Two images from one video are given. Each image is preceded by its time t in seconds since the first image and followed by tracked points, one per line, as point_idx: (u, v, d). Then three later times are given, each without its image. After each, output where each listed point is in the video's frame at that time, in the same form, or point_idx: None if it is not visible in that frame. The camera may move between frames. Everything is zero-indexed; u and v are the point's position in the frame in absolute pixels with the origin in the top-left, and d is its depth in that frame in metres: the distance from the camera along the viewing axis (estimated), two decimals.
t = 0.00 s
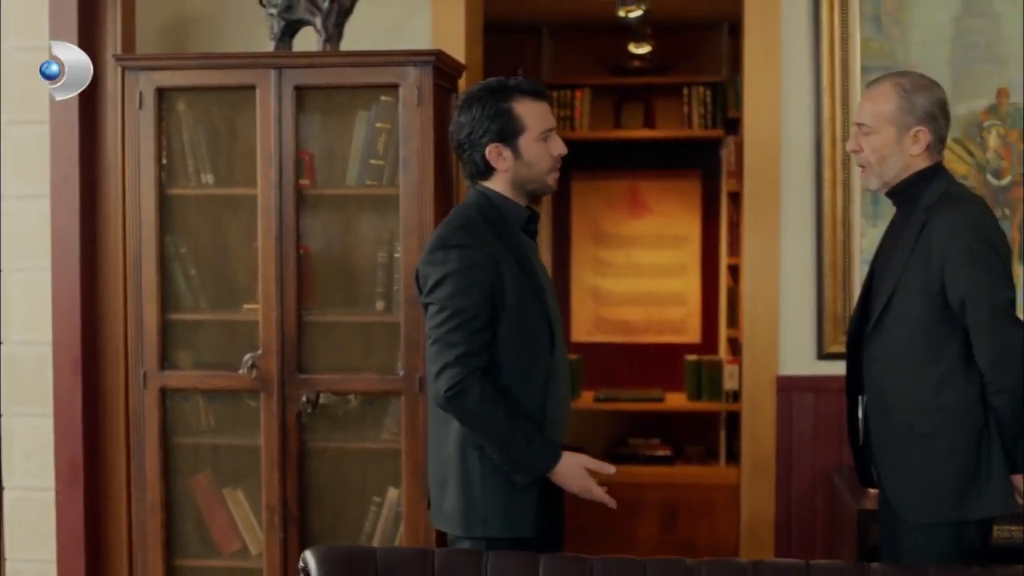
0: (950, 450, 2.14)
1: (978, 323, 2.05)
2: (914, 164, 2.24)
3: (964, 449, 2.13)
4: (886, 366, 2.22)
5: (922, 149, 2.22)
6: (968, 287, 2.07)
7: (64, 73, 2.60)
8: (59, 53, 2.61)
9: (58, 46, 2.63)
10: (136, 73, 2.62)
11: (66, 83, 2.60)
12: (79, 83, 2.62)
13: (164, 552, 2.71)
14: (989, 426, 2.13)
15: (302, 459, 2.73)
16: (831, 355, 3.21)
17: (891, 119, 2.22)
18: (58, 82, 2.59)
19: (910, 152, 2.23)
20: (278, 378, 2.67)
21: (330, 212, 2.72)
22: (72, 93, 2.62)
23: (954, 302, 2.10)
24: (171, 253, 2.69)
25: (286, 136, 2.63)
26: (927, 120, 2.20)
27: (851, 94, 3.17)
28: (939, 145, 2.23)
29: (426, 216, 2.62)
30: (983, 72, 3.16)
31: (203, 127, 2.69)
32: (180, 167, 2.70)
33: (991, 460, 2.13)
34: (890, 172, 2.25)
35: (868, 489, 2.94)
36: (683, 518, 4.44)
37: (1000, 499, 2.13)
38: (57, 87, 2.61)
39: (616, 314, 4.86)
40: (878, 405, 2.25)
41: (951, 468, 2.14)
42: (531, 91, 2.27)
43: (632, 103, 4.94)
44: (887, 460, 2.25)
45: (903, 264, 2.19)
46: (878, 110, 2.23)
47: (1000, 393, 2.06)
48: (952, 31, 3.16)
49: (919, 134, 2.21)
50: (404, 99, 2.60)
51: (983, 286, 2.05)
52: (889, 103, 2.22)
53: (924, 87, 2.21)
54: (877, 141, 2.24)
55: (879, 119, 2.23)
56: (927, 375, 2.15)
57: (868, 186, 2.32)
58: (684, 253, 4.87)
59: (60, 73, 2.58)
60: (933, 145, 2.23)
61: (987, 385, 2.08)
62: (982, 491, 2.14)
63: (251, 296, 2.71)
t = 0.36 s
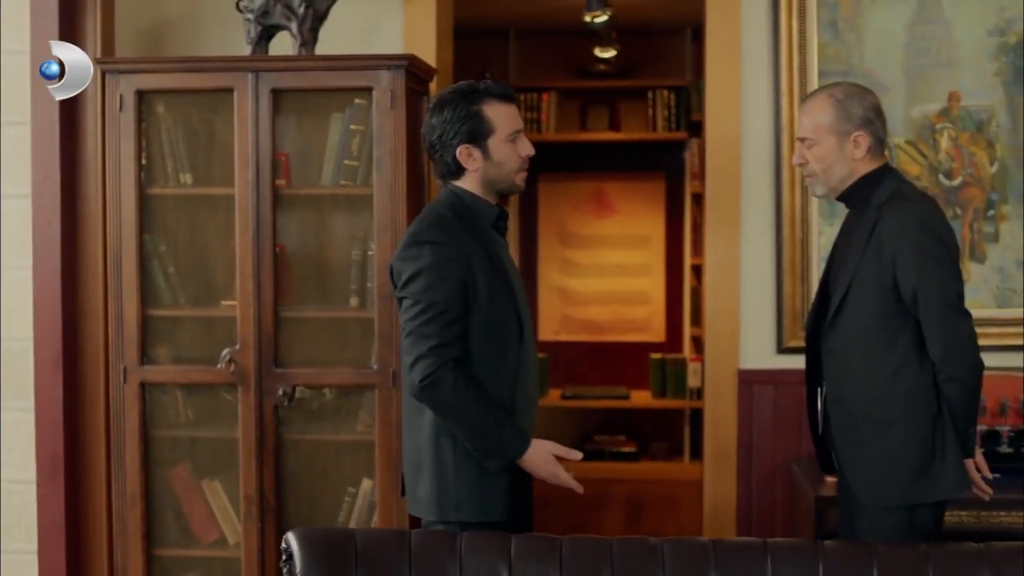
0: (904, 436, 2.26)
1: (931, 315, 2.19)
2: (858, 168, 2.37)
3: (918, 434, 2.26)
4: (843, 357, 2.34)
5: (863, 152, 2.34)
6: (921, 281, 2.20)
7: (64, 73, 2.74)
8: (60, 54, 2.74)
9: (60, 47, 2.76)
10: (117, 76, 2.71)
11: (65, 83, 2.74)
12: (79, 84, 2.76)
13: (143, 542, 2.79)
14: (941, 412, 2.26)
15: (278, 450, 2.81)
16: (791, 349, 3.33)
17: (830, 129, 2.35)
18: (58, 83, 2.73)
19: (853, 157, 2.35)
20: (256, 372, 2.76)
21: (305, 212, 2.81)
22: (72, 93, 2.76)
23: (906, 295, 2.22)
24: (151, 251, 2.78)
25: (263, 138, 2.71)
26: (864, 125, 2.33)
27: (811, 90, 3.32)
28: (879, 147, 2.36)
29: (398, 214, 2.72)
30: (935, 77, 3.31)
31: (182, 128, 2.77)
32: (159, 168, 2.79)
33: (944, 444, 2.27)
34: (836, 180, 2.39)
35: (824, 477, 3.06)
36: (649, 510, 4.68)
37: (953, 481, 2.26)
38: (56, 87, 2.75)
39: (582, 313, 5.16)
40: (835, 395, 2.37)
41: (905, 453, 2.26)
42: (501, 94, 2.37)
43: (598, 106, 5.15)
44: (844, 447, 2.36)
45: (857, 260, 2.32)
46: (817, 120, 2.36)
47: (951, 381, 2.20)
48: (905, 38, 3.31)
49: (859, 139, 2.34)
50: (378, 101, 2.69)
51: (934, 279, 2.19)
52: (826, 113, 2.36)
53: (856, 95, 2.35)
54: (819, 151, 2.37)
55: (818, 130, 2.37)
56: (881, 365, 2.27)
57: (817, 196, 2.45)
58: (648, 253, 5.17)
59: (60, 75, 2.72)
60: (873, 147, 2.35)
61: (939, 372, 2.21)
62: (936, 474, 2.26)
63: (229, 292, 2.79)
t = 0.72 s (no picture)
0: (865, 423, 2.38)
1: (892, 308, 2.31)
2: (827, 164, 2.47)
3: (878, 421, 2.38)
4: (808, 347, 2.44)
5: (832, 150, 2.45)
6: (883, 275, 2.31)
7: (64, 73, 2.81)
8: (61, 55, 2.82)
9: (61, 48, 2.84)
10: (107, 77, 2.79)
11: (65, 83, 2.81)
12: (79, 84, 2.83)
13: (132, 530, 2.87)
14: (900, 400, 2.38)
15: (265, 441, 2.89)
16: (762, 342, 3.44)
17: (805, 123, 2.45)
18: (58, 83, 2.80)
19: (822, 153, 2.46)
20: (242, 365, 2.84)
21: (290, 209, 2.89)
22: (73, 92, 2.84)
23: (868, 288, 2.34)
24: (140, 248, 2.86)
25: (249, 138, 2.80)
26: (836, 124, 2.44)
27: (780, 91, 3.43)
28: (848, 147, 2.47)
29: (381, 210, 2.81)
30: (899, 79, 3.43)
31: (170, 127, 2.85)
32: (148, 166, 2.86)
33: (902, 431, 2.39)
34: (804, 170, 2.49)
35: (793, 465, 3.17)
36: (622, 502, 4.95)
37: (910, 466, 2.38)
38: (58, 87, 2.83)
39: (559, 310, 5.44)
40: (800, 384, 2.47)
41: (865, 439, 2.38)
42: (482, 95, 2.46)
43: (574, 107, 5.37)
44: (807, 434, 2.47)
45: (822, 254, 2.43)
46: (793, 114, 2.46)
47: (911, 371, 2.32)
48: (870, 42, 3.43)
49: (830, 137, 2.44)
50: (361, 102, 2.78)
51: (895, 273, 2.30)
52: (803, 108, 2.46)
53: (834, 94, 2.44)
54: (791, 143, 2.47)
55: (793, 123, 2.46)
56: (844, 355, 2.38)
57: (783, 184, 2.55)
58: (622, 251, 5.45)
59: (59, 75, 2.79)
60: (843, 147, 2.46)
61: (898, 363, 2.33)
62: (894, 459, 2.39)
63: (216, 288, 2.87)
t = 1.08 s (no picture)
0: (834, 413, 2.49)
1: (862, 303, 2.41)
2: (808, 163, 2.58)
3: (846, 412, 2.48)
4: (783, 339, 2.55)
5: (813, 150, 2.55)
6: (854, 272, 2.41)
7: (64, 73, 2.92)
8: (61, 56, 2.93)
9: (61, 48, 2.95)
10: (105, 80, 2.88)
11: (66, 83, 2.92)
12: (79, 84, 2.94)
13: (128, 520, 2.96)
14: (868, 392, 2.49)
15: (257, 433, 2.97)
16: (740, 337, 3.55)
17: (788, 123, 2.55)
18: (59, 83, 2.91)
19: (803, 153, 2.56)
20: (236, 359, 2.92)
21: (283, 208, 2.97)
22: (73, 93, 2.95)
23: (840, 283, 2.44)
24: (136, 246, 2.94)
25: (243, 138, 2.88)
26: (818, 125, 2.54)
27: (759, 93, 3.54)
28: (829, 147, 2.57)
29: (372, 209, 2.90)
30: (873, 83, 3.55)
31: (166, 129, 2.94)
32: (144, 166, 2.95)
33: (869, 422, 2.49)
34: (785, 168, 2.59)
35: (770, 455, 3.28)
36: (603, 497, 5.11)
37: (876, 455, 2.49)
38: (58, 87, 2.94)
39: (542, 311, 5.60)
40: (773, 374, 2.58)
41: (834, 428, 2.49)
42: (470, 98, 2.56)
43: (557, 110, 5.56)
44: (779, 422, 2.57)
45: (797, 250, 2.53)
46: (777, 114, 2.56)
47: (878, 364, 2.42)
48: (845, 47, 3.54)
49: (812, 137, 2.55)
50: (352, 104, 2.87)
51: (864, 269, 2.41)
52: (786, 108, 2.56)
53: (817, 97, 2.54)
54: (774, 141, 2.57)
55: (777, 122, 2.57)
56: (816, 347, 2.49)
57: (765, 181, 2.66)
58: (607, 251, 5.62)
59: (60, 75, 2.91)
60: (824, 147, 2.57)
61: (867, 356, 2.43)
62: (860, 448, 2.49)
63: (211, 285, 2.96)
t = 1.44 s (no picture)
0: (807, 405, 2.59)
1: (834, 298, 2.51)
2: (779, 165, 2.68)
3: (818, 404, 2.59)
4: (759, 335, 2.65)
5: (784, 153, 2.66)
6: (826, 269, 2.52)
7: (64, 73, 3.03)
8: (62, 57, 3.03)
9: (63, 48, 3.05)
10: (98, 84, 2.97)
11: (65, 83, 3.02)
12: (78, 84, 3.03)
13: (121, 514, 3.03)
14: (840, 385, 2.59)
15: (247, 428, 3.05)
16: (716, 335, 3.66)
17: (760, 127, 2.66)
18: (59, 82, 3.01)
19: (775, 155, 2.67)
20: (227, 356, 3.01)
21: (272, 210, 3.06)
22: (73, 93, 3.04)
23: (812, 280, 2.54)
24: (128, 246, 3.02)
25: (233, 141, 2.97)
26: (789, 129, 2.65)
27: (734, 96, 3.65)
28: (800, 150, 2.68)
29: (359, 210, 2.98)
30: (845, 87, 3.66)
31: (158, 132, 3.02)
32: (137, 169, 3.03)
33: (841, 413, 2.60)
34: (758, 170, 2.69)
35: (745, 448, 3.38)
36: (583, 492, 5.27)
37: (847, 446, 2.59)
38: (58, 87, 3.04)
39: (524, 312, 5.77)
40: (749, 368, 2.68)
41: (807, 420, 2.59)
42: (454, 102, 2.65)
43: (539, 113, 5.72)
44: (754, 415, 2.68)
45: (771, 248, 2.64)
46: (749, 119, 2.67)
47: (851, 357, 2.53)
48: (818, 52, 3.66)
49: (782, 141, 2.65)
50: (339, 108, 2.96)
51: (836, 266, 2.51)
52: (758, 113, 2.66)
53: (787, 102, 2.65)
54: (746, 145, 2.68)
55: (749, 127, 2.67)
56: (790, 342, 2.59)
57: (739, 183, 2.76)
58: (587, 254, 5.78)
59: (60, 75, 3.01)
60: (794, 149, 2.67)
61: (839, 349, 2.54)
62: (833, 439, 2.60)
63: (202, 284, 3.04)
